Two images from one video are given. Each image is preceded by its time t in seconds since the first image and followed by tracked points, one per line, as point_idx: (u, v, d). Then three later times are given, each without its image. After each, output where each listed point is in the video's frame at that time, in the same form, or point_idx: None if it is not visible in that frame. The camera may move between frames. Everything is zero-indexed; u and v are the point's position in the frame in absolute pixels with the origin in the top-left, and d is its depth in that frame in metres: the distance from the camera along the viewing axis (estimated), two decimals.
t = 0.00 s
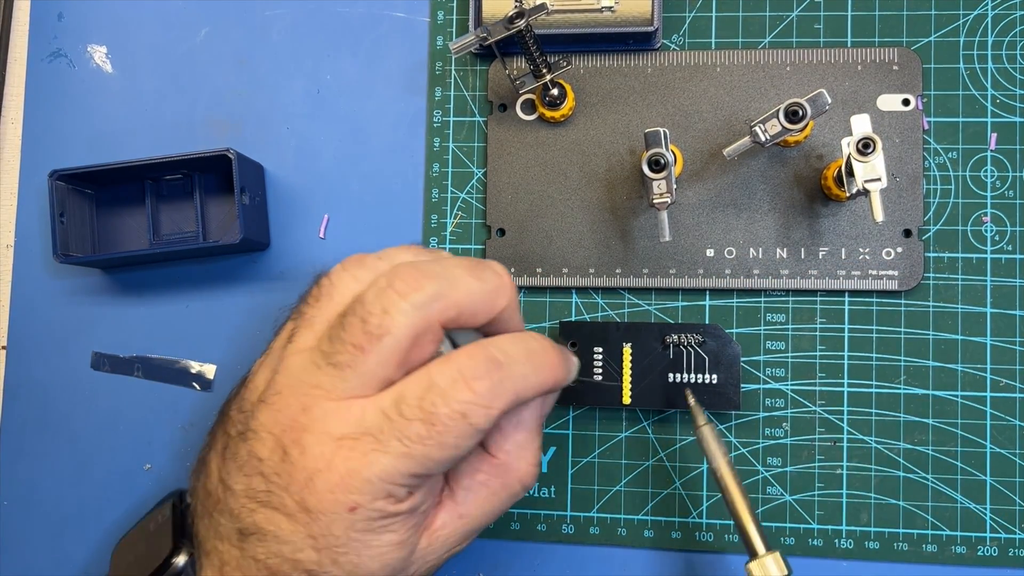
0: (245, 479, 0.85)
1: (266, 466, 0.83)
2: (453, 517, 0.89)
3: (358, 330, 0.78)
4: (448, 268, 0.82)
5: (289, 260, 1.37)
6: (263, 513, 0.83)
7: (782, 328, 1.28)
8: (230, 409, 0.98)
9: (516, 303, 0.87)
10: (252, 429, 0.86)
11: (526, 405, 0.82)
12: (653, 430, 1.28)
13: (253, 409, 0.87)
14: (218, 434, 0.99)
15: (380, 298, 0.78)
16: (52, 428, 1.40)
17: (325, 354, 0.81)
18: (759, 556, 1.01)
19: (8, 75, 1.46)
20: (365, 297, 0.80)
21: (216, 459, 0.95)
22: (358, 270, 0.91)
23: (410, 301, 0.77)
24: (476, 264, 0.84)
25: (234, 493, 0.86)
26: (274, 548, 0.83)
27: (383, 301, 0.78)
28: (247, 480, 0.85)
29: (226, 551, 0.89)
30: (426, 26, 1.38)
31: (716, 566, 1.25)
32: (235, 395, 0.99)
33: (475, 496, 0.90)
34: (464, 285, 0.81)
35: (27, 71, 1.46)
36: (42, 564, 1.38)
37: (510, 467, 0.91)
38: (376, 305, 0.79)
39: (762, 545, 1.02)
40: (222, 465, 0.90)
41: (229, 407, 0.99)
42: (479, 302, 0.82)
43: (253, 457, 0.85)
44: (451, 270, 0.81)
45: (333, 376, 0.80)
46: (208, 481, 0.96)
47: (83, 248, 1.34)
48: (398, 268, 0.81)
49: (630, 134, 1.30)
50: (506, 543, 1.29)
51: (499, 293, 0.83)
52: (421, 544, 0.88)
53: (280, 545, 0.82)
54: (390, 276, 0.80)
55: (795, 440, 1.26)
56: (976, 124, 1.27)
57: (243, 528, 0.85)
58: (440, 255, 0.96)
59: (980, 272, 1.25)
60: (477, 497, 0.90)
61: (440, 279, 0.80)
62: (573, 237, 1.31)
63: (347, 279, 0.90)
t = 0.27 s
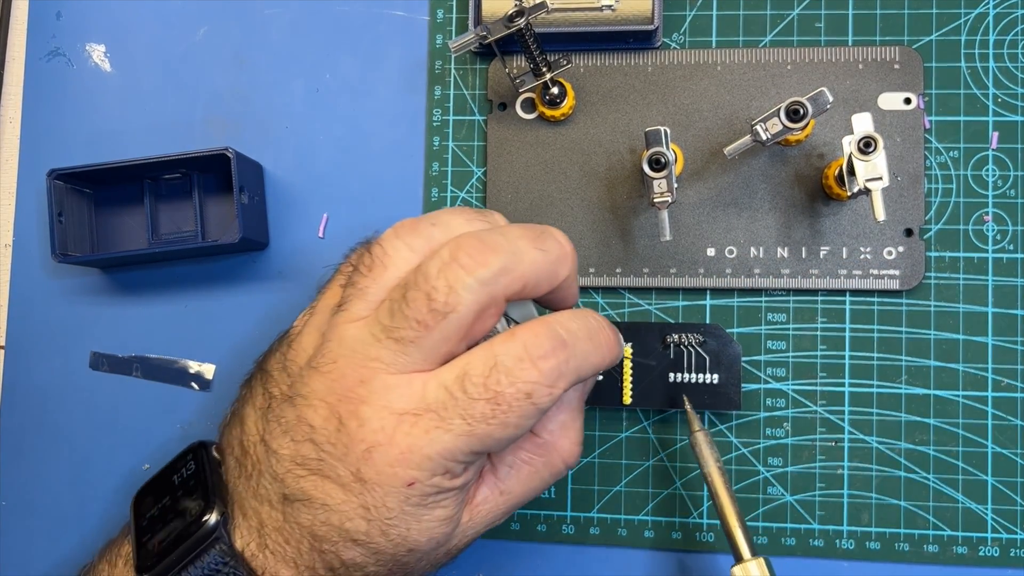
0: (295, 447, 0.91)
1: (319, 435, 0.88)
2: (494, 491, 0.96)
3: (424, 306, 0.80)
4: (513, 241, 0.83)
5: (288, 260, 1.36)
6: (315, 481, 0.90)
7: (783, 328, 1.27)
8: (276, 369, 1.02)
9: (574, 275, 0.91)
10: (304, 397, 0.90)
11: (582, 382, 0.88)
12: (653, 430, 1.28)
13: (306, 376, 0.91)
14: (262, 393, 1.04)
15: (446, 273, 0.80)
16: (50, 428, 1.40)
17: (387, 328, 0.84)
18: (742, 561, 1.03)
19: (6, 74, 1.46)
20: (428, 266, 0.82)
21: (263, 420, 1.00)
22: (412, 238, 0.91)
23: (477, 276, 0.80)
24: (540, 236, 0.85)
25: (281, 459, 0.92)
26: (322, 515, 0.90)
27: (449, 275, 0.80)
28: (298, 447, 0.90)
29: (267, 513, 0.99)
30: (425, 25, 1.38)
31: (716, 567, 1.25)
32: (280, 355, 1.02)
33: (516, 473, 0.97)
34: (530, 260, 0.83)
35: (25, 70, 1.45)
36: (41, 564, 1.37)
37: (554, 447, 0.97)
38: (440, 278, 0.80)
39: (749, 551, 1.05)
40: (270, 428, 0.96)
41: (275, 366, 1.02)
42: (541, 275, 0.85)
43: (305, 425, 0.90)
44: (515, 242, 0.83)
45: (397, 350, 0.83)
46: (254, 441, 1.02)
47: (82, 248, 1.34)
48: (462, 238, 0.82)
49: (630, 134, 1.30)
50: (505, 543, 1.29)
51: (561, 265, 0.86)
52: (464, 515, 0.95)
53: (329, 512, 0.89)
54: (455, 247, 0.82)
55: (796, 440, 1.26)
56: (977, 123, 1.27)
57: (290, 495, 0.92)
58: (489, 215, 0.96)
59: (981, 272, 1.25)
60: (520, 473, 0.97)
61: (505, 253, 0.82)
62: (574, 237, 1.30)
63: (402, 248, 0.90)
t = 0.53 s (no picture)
0: (312, 458, 0.94)
1: (339, 446, 0.91)
2: (507, 502, 0.99)
3: (443, 320, 0.84)
4: (530, 258, 0.88)
5: (288, 260, 1.36)
6: (333, 492, 0.93)
7: (783, 328, 1.27)
8: (290, 381, 1.04)
9: (585, 290, 0.96)
10: (323, 409, 0.94)
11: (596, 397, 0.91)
12: (653, 430, 1.28)
13: (324, 388, 0.94)
14: (276, 403, 1.06)
15: (464, 288, 0.84)
16: (50, 428, 1.40)
17: (405, 341, 0.86)
18: (720, 552, 1.03)
19: (6, 74, 1.45)
20: (447, 280, 0.86)
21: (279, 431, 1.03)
22: (428, 253, 0.94)
23: (496, 291, 0.84)
24: (553, 253, 0.91)
25: (299, 470, 0.95)
26: (340, 525, 0.93)
27: (468, 290, 0.84)
28: (317, 458, 0.94)
29: (283, 524, 1.02)
30: (425, 25, 1.38)
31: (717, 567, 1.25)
32: (295, 366, 1.04)
33: (530, 484, 1.00)
34: (546, 276, 0.88)
35: (25, 70, 1.45)
36: (40, 565, 1.37)
37: (567, 456, 1.02)
38: (461, 293, 0.84)
39: (727, 541, 1.04)
40: (287, 439, 0.99)
41: (289, 377, 1.05)
42: (556, 289, 0.89)
43: (324, 436, 0.93)
44: (530, 259, 0.88)
45: (415, 363, 0.86)
46: (270, 451, 1.04)
47: (81, 248, 1.33)
48: (480, 254, 0.87)
49: (631, 134, 1.30)
50: (506, 543, 1.29)
51: (575, 280, 0.92)
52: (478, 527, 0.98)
53: (348, 523, 0.92)
54: (474, 262, 0.86)
55: (796, 440, 1.26)
56: (977, 124, 1.27)
57: (308, 505, 0.95)
58: (502, 230, 1.01)
59: (981, 272, 1.25)
60: (532, 484, 1.00)
61: (523, 268, 0.86)
62: (574, 237, 1.30)
63: (418, 263, 0.94)
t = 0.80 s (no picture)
0: (314, 452, 0.95)
1: (340, 439, 0.92)
2: (510, 495, 1.00)
3: (445, 312, 0.83)
4: (530, 250, 0.88)
5: (288, 260, 1.36)
6: (334, 485, 0.93)
7: (783, 329, 1.27)
8: (292, 375, 1.04)
9: (586, 284, 0.96)
10: (324, 402, 0.94)
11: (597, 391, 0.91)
12: (653, 430, 1.27)
13: (325, 381, 0.95)
14: (278, 398, 1.06)
15: (466, 280, 0.84)
16: (50, 428, 1.39)
17: (407, 334, 0.86)
18: (719, 544, 1.05)
19: (6, 74, 1.45)
20: (448, 272, 0.86)
21: (280, 425, 1.03)
22: (430, 246, 0.95)
23: (497, 284, 0.84)
24: (554, 245, 0.90)
25: (301, 463, 0.96)
26: (342, 518, 0.93)
27: (470, 281, 0.84)
28: (319, 452, 0.94)
29: (285, 517, 1.02)
30: (425, 25, 1.37)
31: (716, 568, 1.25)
32: (297, 361, 1.05)
33: (532, 477, 1.01)
34: (547, 268, 0.88)
35: (25, 70, 1.45)
36: (40, 564, 1.37)
37: (568, 450, 1.03)
38: (462, 286, 0.84)
39: (726, 533, 1.06)
40: (289, 432, 0.99)
41: (291, 371, 1.05)
42: (556, 282, 0.89)
43: (325, 429, 0.93)
44: (532, 251, 0.88)
45: (416, 356, 0.86)
46: (272, 446, 1.05)
47: (81, 248, 1.33)
48: (482, 246, 0.87)
49: (631, 134, 1.30)
50: (505, 543, 1.29)
51: (576, 273, 0.91)
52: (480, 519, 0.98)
53: (349, 515, 0.92)
54: (475, 255, 0.86)
55: (796, 440, 1.26)
56: (977, 124, 1.27)
57: (310, 498, 0.95)
58: (504, 224, 1.01)
59: (982, 272, 1.25)
60: (534, 478, 1.01)
61: (523, 260, 0.86)
62: (574, 237, 1.30)
63: (420, 256, 0.94)
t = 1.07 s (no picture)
0: (321, 450, 0.95)
1: (347, 438, 0.92)
2: (515, 497, 1.00)
3: (453, 312, 0.84)
4: (539, 251, 0.88)
5: (288, 260, 1.36)
6: (341, 484, 0.93)
7: (783, 329, 1.27)
8: (299, 374, 1.04)
9: (593, 288, 0.96)
10: (332, 401, 0.94)
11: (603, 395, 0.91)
12: (654, 430, 1.27)
13: (333, 380, 0.95)
14: (285, 397, 1.07)
15: (474, 280, 0.84)
16: (50, 428, 1.39)
17: (416, 334, 0.87)
18: (720, 539, 1.05)
19: (6, 74, 1.45)
20: (457, 273, 0.86)
21: (287, 424, 1.03)
22: (439, 247, 0.95)
23: (505, 285, 0.84)
24: (562, 248, 0.91)
25: (308, 462, 0.96)
26: (348, 517, 0.93)
27: (478, 282, 0.84)
28: (325, 451, 0.94)
29: (291, 516, 1.02)
30: (425, 25, 1.37)
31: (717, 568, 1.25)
32: (305, 360, 1.05)
33: (538, 480, 1.01)
34: (555, 270, 0.88)
35: (25, 70, 1.45)
36: (40, 564, 1.37)
37: (574, 454, 1.03)
38: (470, 287, 0.84)
39: (727, 528, 1.07)
40: (296, 432, 0.99)
41: (298, 371, 1.05)
42: (564, 284, 0.89)
43: (333, 428, 0.94)
44: (540, 253, 0.88)
45: (425, 356, 0.86)
46: (278, 444, 1.05)
47: (81, 248, 1.33)
48: (490, 248, 0.87)
49: (631, 134, 1.30)
50: (505, 543, 1.29)
51: (583, 276, 0.92)
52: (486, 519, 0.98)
53: (355, 515, 0.92)
54: (483, 256, 0.86)
55: (797, 440, 1.26)
56: (977, 124, 1.27)
57: (316, 497, 0.95)
58: (512, 226, 1.01)
59: (982, 272, 1.25)
60: (539, 480, 1.01)
61: (532, 261, 0.86)
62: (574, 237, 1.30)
63: (429, 257, 0.95)
